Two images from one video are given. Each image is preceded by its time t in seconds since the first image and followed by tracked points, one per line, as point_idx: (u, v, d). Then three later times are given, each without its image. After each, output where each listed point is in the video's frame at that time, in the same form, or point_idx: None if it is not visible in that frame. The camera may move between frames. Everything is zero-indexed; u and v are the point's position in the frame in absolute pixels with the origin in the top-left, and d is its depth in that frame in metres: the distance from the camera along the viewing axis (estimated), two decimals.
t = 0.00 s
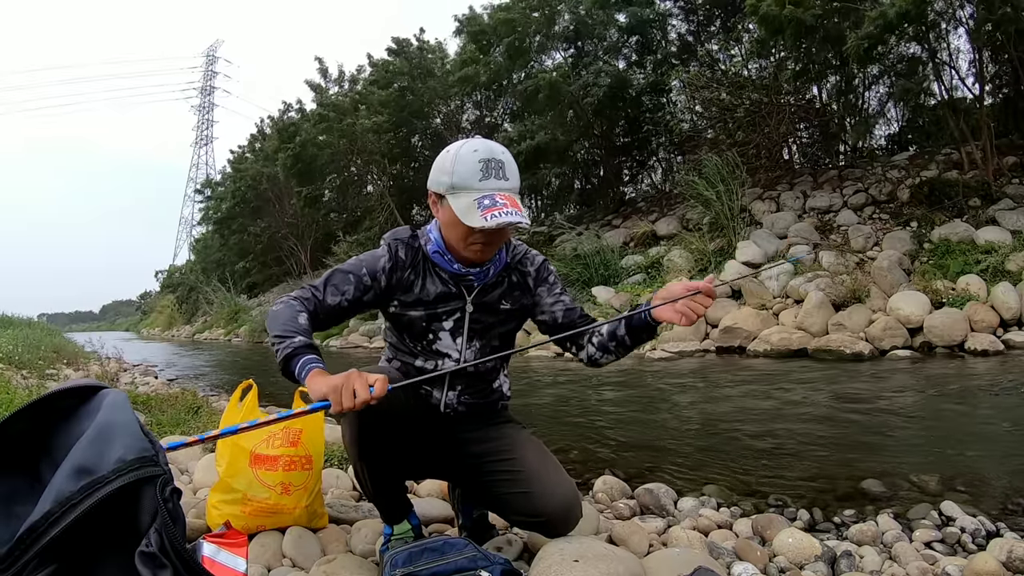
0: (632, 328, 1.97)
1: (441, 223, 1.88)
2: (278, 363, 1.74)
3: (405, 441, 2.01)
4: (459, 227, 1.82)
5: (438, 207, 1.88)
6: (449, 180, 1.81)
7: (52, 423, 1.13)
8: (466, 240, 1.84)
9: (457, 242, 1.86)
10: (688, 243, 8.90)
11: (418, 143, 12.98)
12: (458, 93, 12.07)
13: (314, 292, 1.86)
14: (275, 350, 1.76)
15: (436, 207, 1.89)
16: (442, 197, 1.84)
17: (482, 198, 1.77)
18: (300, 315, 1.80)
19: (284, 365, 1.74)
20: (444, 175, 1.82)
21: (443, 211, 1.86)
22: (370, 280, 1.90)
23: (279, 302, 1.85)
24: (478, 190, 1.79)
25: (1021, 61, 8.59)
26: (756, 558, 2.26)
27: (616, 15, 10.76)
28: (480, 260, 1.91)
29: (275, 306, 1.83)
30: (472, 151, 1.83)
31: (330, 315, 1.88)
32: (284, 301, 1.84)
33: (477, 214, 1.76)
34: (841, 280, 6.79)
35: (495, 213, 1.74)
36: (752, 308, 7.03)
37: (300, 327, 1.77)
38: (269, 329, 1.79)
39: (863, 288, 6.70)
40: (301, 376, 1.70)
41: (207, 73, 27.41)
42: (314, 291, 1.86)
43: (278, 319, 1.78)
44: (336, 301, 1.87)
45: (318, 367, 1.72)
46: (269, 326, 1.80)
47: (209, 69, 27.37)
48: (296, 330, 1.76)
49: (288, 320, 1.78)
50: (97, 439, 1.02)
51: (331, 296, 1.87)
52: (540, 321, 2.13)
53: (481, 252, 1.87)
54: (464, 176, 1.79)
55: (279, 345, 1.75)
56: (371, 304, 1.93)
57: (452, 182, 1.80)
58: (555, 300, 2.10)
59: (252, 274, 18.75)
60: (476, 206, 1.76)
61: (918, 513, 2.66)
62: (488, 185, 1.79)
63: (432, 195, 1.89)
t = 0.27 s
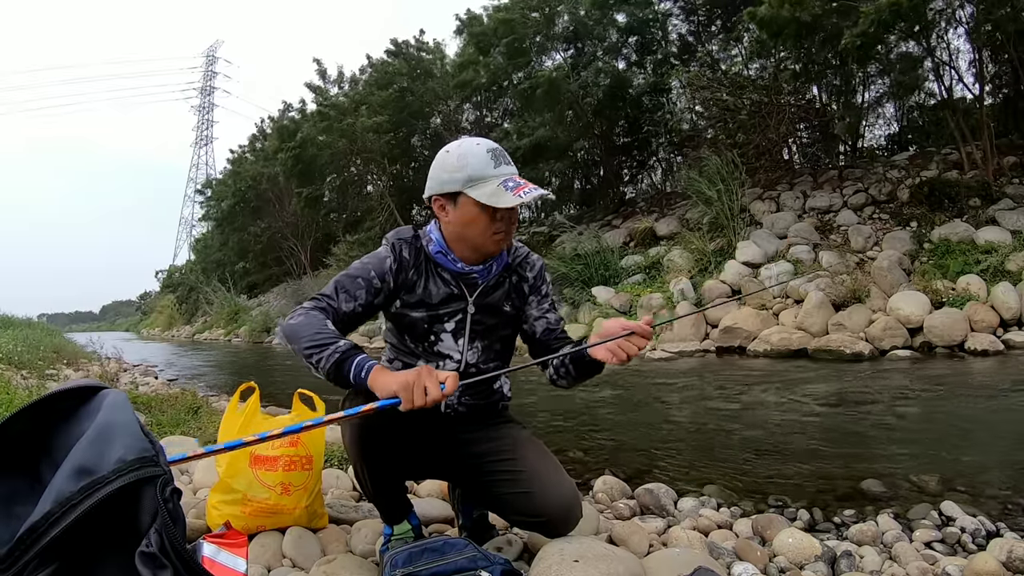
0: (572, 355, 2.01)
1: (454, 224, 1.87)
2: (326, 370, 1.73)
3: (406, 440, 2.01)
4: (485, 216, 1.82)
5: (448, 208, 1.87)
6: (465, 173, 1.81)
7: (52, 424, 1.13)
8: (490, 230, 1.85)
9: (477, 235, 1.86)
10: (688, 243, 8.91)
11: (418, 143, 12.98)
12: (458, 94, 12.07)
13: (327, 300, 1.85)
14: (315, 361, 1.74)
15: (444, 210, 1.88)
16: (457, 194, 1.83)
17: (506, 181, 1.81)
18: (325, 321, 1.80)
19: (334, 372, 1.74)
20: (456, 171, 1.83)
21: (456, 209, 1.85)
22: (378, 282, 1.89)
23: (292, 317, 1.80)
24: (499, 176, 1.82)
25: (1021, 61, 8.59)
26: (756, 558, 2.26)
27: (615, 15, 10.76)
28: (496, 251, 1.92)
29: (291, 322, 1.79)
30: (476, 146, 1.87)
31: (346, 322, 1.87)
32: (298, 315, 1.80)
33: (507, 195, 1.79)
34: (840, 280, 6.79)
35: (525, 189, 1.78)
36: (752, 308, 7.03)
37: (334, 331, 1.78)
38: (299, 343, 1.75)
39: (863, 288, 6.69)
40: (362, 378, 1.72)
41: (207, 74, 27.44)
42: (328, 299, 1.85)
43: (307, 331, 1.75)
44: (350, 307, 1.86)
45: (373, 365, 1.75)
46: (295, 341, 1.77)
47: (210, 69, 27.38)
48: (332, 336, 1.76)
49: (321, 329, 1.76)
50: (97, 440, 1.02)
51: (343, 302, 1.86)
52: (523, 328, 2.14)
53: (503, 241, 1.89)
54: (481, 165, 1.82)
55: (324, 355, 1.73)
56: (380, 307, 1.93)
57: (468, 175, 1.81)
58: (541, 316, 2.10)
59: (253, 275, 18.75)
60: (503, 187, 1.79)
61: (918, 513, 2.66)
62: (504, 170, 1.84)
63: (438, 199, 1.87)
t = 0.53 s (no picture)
0: (640, 342, 2.02)
1: (466, 220, 1.88)
2: (301, 369, 1.73)
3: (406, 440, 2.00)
4: (498, 207, 1.86)
5: (458, 205, 1.88)
6: (475, 167, 1.85)
7: (52, 424, 1.13)
8: (502, 222, 1.89)
9: (489, 229, 1.88)
10: (688, 243, 8.90)
11: (418, 143, 12.98)
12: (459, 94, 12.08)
13: (318, 297, 1.85)
14: (293, 358, 1.74)
15: (453, 208, 1.89)
16: (468, 189, 1.86)
17: (514, 169, 1.87)
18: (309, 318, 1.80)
19: (308, 370, 1.74)
20: (465, 167, 1.85)
21: (468, 204, 1.86)
22: (372, 283, 1.90)
23: (282, 311, 1.82)
24: (507, 166, 1.87)
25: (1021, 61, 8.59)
26: (756, 558, 2.26)
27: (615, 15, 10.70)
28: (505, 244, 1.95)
29: (279, 315, 1.80)
30: (477, 141, 1.92)
31: (335, 320, 1.88)
32: (287, 309, 1.81)
33: (520, 181, 1.85)
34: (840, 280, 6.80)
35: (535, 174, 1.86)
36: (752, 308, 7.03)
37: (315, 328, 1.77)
38: (280, 338, 1.76)
39: (863, 288, 6.69)
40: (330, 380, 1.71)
41: (207, 74, 27.44)
42: (317, 297, 1.85)
43: (291, 326, 1.76)
44: (340, 306, 1.86)
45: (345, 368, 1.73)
46: (278, 335, 1.77)
47: (209, 69, 27.38)
48: (313, 335, 1.76)
49: (304, 326, 1.76)
50: (97, 440, 1.02)
51: (334, 301, 1.86)
52: (538, 322, 2.15)
53: (513, 232, 1.93)
54: (489, 157, 1.86)
55: (299, 356, 1.73)
56: (374, 306, 1.92)
57: (478, 168, 1.85)
58: (553, 302, 2.14)
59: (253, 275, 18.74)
60: (515, 174, 1.85)
61: (919, 513, 2.66)
62: (509, 161, 1.90)
63: (447, 197, 1.88)
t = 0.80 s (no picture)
0: (685, 322, 2.06)
1: (468, 218, 1.88)
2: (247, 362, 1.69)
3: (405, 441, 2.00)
4: (501, 204, 1.86)
5: (461, 203, 1.88)
6: (478, 164, 1.85)
7: (52, 424, 1.13)
8: (505, 220, 1.89)
9: (492, 227, 1.88)
10: (688, 243, 8.91)
11: (418, 143, 12.98)
12: (459, 94, 12.10)
13: (308, 291, 1.84)
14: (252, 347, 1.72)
15: (456, 206, 1.89)
16: (471, 187, 1.86)
17: (517, 166, 1.88)
18: (288, 315, 1.77)
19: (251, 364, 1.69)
20: (468, 164, 1.86)
21: (471, 201, 1.87)
22: (365, 281, 1.89)
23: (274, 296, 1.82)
24: (510, 163, 1.88)
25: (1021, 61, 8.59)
26: (756, 558, 2.26)
27: (615, 15, 10.54)
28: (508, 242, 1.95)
29: (266, 301, 1.81)
30: (479, 139, 1.93)
31: (322, 316, 1.86)
32: (275, 297, 1.81)
33: (523, 178, 1.85)
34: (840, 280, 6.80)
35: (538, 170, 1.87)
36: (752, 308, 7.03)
37: (283, 332, 1.72)
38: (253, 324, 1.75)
39: (863, 288, 6.69)
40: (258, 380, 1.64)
41: (207, 74, 27.44)
42: (308, 290, 1.84)
43: (264, 315, 1.75)
44: (330, 301, 1.86)
45: (275, 376, 1.65)
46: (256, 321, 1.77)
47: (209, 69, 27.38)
48: (275, 331, 1.72)
49: (273, 318, 1.74)
50: (97, 440, 1.02)
51: (326, 296, 1.86)
52: (555, 313, 2.13)
53: (516, 230, 1.93)
54: (491, 155, 1.87)
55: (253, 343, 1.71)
56: (367, 304, 1.92)
57: (482, 166, 1.85)
58: (563, 289, 2.13)
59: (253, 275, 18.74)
60: (518, 171, 1.86)
61: (919, 513, 2.66)
62: (512, 159, 1.91)
63: (450, 195, 1.89)
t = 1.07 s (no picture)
0: (691, 310, 2.04)
1: (469, 217, 1.88)
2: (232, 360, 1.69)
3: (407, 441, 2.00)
4: (501, 202, 1.86)
5: (461, 201, 1.88)
6: (477, 163, 1.86)
7: (51, 424, 1.13)
8: (506, 218, 1.89)
9: (492, 226, 1.88)
10: (688, 243, 8.91)
11: (418, 143, 12.98)
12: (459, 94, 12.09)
13: (305, 291, 1.84)
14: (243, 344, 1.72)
15: (456, 205, 1.89)
16: (471, 185, 1.86)
17: (516, 165, 1.89)
18: (281, 315, 1.77)
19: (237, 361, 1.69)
20: (467, 163, 1.86)
21: (471, 200, 1.87)
22: (365, 281, 1.89)
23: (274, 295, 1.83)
24: (509, 162, 1.89)
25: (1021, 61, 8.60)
26: (756, 558, 2.26)
27: (615, 15, 10.64)
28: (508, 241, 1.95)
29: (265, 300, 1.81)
30: (478, 139, 1.93)
31: (320, 316, 1.86)
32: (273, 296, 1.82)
33: (523, 176, 1.86)
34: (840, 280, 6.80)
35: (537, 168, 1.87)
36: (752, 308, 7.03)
37: (271, 332, 1.72)
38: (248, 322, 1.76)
39: (863, 288, 6.69)
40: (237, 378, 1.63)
41: (207, 74, 27.46)
42: (306, 289, 1.84)
43: (259, 314, 1.75)
44: (328, 300, 1.86)
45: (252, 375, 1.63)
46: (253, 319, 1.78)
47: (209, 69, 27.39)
48: (264, 331, 1.72)
49: (265, 317, 1.74)
50: (97, 440, 1.02)
51: (324, 295, 1.86)
52: (558, 309, 2.11)
53: (517, 229, 1.93)
54: (491, 153, 1.88)
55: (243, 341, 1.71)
56: (367, 304, 1.92)
57: (481, 165, 1.86)
58: (564, 285, 2.11)
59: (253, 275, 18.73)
60: (517, 169, 1.86)
61: (918, 513, 2.66)
62: (511, 158, 1.91)
63: (449, 195, 1.89)
